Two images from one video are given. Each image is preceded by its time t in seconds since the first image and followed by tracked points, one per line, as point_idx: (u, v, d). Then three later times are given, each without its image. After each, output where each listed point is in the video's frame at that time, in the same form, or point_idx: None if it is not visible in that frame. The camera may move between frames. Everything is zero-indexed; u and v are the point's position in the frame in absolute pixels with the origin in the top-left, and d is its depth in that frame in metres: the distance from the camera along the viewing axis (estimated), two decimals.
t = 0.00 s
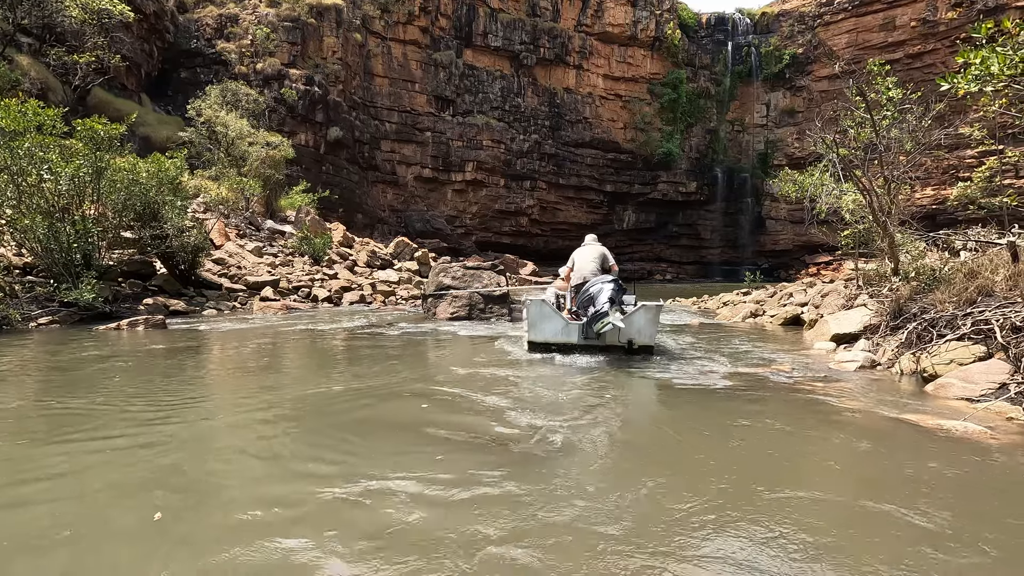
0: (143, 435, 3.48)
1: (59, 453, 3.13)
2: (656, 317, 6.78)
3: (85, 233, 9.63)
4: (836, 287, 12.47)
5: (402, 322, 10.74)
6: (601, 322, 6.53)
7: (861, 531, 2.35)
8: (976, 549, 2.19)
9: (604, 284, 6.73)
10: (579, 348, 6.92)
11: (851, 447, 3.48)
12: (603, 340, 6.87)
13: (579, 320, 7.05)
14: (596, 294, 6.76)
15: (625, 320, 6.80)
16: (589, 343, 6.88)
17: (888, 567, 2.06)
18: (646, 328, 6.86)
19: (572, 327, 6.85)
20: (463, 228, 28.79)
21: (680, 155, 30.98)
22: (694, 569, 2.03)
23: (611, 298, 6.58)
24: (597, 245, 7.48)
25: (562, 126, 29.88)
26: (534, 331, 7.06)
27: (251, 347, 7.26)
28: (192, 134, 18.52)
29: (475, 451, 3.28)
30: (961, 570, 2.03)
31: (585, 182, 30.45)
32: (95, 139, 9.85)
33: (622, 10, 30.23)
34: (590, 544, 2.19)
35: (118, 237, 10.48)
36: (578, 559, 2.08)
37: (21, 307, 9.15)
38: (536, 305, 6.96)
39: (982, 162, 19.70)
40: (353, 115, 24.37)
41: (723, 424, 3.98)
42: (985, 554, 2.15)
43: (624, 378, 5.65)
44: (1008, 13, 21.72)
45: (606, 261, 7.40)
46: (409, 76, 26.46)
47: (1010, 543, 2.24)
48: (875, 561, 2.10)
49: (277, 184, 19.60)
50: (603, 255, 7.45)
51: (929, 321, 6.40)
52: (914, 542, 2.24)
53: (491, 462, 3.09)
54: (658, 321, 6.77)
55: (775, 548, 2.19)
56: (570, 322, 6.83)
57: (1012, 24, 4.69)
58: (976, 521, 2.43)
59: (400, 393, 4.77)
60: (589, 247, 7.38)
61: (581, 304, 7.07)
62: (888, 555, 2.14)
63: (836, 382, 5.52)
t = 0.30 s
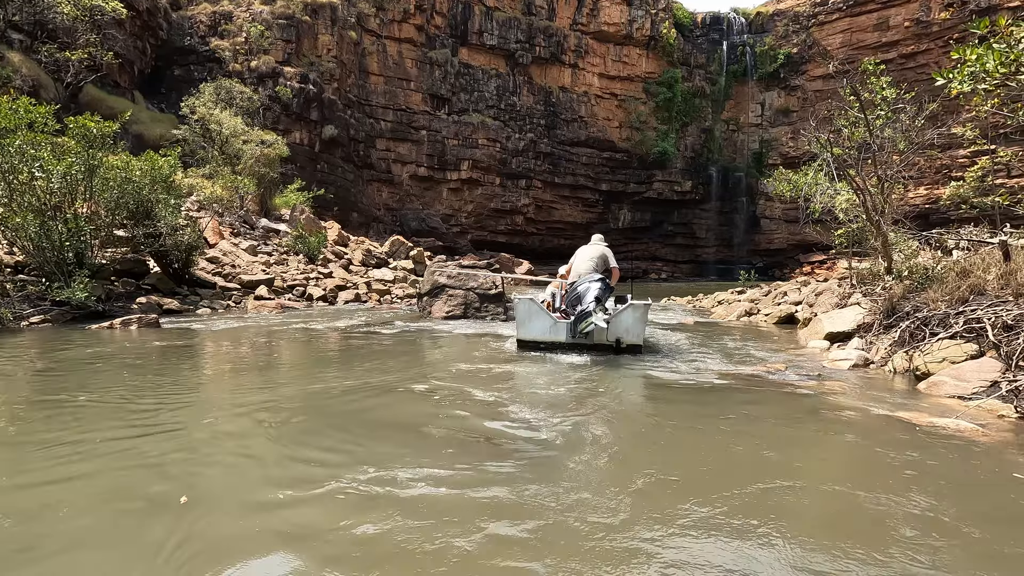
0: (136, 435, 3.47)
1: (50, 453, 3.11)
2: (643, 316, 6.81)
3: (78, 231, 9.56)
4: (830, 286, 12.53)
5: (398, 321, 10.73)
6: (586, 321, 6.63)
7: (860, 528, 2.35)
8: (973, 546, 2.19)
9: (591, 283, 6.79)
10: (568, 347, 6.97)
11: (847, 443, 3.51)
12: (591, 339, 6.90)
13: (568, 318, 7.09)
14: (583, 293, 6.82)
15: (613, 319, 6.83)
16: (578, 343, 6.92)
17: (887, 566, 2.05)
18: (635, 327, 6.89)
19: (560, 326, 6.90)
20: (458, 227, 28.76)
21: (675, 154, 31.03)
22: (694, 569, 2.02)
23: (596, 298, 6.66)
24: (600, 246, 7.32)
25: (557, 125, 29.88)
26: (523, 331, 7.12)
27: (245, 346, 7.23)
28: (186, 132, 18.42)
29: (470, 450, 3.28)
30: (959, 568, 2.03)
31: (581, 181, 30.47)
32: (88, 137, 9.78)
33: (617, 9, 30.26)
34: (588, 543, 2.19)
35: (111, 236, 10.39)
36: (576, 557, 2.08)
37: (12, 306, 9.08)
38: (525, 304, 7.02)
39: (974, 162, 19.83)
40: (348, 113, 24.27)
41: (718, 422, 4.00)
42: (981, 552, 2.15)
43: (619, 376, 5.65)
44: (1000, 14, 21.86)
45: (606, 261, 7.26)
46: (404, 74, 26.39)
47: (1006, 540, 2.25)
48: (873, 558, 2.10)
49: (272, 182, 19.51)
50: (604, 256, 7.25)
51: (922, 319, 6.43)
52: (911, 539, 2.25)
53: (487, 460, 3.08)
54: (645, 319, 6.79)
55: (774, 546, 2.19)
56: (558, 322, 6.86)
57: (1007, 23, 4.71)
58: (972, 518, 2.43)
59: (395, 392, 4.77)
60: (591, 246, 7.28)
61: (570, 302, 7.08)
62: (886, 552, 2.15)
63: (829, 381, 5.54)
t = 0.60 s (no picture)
0: (130, 434, 3.44)
1: (42, 453, 3.08)
2: (631, 315, 6.75)
3: (71, 230, 9.49)
4: (824, 285, 12.58)
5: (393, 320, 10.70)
6: (572, 321, 6.71)
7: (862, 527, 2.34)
8: (975, 546, 2.18)
9: (579, 283, 6.84)
10: (558, 346, 6.95)
11: (842, 440, 3.54)
12: (580, 339, 6.88)
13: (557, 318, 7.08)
14: (570, 293, 6.88)
15: (601, 319, 6.81)
16: (567, 342, 6.89)
17: (891, 567, 2.03)
18: (624, 326, 6.85)
19: (549, 325, 6.90)
20: (454, 226, 28.74)
21: (671, 153, 31.09)
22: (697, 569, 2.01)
23: (583, 297, 6.74)
24: (597, 245, 7.24)
25: (553, 124, 29.89)
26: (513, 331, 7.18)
27: (240, 345, 7.20)
28: (180, 130, 18.31)
29: (470, 449, 3.28)
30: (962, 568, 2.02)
31: (577, 180, 30.48)
32: (81, 135, 9.72)
33: (613, 8, 30.28)
34: (589, 544, 2.18)
35: (104, 235, 10.32)
36: (578, 559, 2.07)
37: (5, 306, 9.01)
38: (514, 304, 7.08)
39: (968, 161, 19.95)
40: (344, 111, 24.19)
41: (716, 421, 4.00)
42: (984, 551, 2.14)
43: (616, 375, 5.64)
44: (994, 14, 22.00)
45: (601, 259, 7.20)
46: (400, 73, 26.34)
47: (1010, 540, 2.24)
48: (875, 557, 2.10)
49: (267, 181, 19.42)
50: (600, 256, 7.16)
51: (916, 318, 6.46)
52: (913, 539, 2.24)
53: (486, 461, 3.07)
54: (634, 318, 6.74)
55: (775, 545, 2.18)
56: (547, 321, 6.87)
57: (1003, 21, 4.71)
58: (974, 518, 2.43)
59: (390, 391, 4.77)
60: (587, 245, 7.22)
61: (560, 302, 7.10)
62: (889, 551, 2.14)
63: (824, 379, 5.56)
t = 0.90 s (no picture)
0: (126, 434, 3.44)
1: (38, 453, 3.08)
2: (620, 315, 6.78)
3: (65, 229, 9.45)
4: (820, 284, 12.63)
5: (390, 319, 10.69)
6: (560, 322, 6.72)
7: (865, 527, 2.33)
8: (979, 547, 2.17)
9: (567, 283, 6.85)
10: (549, 345, 7.04)
11: (837, 438, 3.56)
12: (570, 338, 6.93)
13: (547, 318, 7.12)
14: (559, 294, 6.87)
15: (590, 319, 6.83)
16: (558, 341, 6.97)
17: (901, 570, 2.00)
18: (613, 326, 6.86)
19: (540, 326, 6.96)
20: (450, 225, 28.72)
21: (667, 153, 31.14)
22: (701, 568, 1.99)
23: (571, 298, 6.73)
24: (583, 240, 7.25)
25: (549, 123, 29.89)
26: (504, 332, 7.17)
27: (237, 345, 7.19)
28: (175, 128, 18.22)
29: (470, 447, 3.28)
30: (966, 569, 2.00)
31: (573, 179, 30.49)
32: (75, 133, 9.58)
33: (610, 7, 30.27)
34: (592, 542, 2.18)
35: (99, 234, 10.29)
36: (580, 557, 2.06)
37: None
38: (504, 304, 7.07)
39: (962, 161, 20.05)
40: (339, 110, 24.13)
41: (715, 419, 4.00)
42: (988, 552, 2.13)
43: (612, 374, 5.65)
44: (988, 14, 22.11)
45: (589, 253, 7.20)
46: (396, 72, 26.29)
47: (1011, 538, 2.24)
48: (878, 555, 2.10)
49: (263, 180, 19.38)
50: (588, 251, 7.18)
51: (911, 317, 6.50)
52: (913, 537, 2.24)
53: (484, 461, 3.06)
54: (623, 318, 6.78)
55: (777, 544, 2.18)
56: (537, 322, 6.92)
57: (994, 23, 4.75)
58: (977, 518, 2.42)
59: (387, 390, 4.76)
60: (573, 241, 7.23)
61: (549, 301, 7.13)
62: (892, 550, 2.13)
63: (820, 377, 5.58)
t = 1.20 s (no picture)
0: (119, 434, 3.42)
1: (30, 453, 3.06)
2: (607, 313, 6.76)
3: (58, 228, 9.39)
4: (814, 283, 12.69)
5: (385, 319, 10.67)
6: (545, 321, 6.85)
7: (868, 525, 2.34)
8: (982, 546, 2.17)
9: (553, 283, 7.05)
10: (538, 345, 7.06)
11: (825, 435, 3.60)
12: (559, 337, 6.93)
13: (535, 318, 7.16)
14: (546, 294, 7.07)
15: (577, 318, 6.84)
16: (547, 340, 7.00)
17: (905, 570, 2.00)
18: (601, 324, 6.83)
19: (529, 325, 6.97)
20: (446, 224, 28.70)
21: (663, 152, 31.21)
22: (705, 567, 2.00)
23: (557, 297, 6.90)
24: (564, 237, 7.33)
25: (545, 122, 29.89)
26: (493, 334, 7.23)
27: (230, 344, 7.16)
28: (169, 126, 18.14)
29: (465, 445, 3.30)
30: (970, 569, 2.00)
31: (569, 179, 30.50)
32: (67, 131, 9.58)
33: (605, 6, 30.30)
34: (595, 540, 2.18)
35: (91, 232, 10.25)
36: (584, 556, 2.07)
37: None
38: (493, 306, 7.17)
39: (955, 161, 20.18)
40: (335, 109, 24.05)
41: (711, 418, 4.01)
42: (991, 552, 2.13)
43: (607, 373, 5.66)
44: (980, 15, 22.27)
45: (571, 250, 7.27)
46: (392, 70, 26.24)
47: (1006, 535, 2.26)
48: (882, 555, 2.10)
49: (257, 179, 19.31)
50: (569, 247, 7.28)
51: (904, 316, 6.54)
52: (916, 537, 2.24)
53: (483, 459, 3.06)
54: (610, 315, 6.76)
55: (780, 544, 2.17)
56: (524, 322, 6.95)
57: (984, 25, 4.77)
58: (977, 517, 2.43)
59: (381, 389, 4.76)
60: (554, 240, 7.33)
61: (537, 302, 7.27)
62: (894, 550, 2.14)
63: (813, 376, 5.62)
